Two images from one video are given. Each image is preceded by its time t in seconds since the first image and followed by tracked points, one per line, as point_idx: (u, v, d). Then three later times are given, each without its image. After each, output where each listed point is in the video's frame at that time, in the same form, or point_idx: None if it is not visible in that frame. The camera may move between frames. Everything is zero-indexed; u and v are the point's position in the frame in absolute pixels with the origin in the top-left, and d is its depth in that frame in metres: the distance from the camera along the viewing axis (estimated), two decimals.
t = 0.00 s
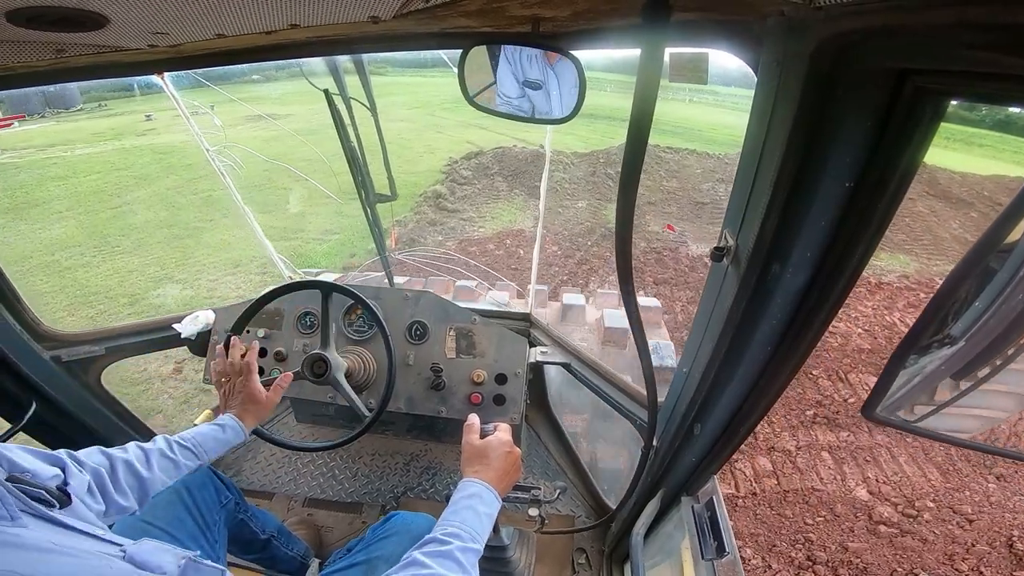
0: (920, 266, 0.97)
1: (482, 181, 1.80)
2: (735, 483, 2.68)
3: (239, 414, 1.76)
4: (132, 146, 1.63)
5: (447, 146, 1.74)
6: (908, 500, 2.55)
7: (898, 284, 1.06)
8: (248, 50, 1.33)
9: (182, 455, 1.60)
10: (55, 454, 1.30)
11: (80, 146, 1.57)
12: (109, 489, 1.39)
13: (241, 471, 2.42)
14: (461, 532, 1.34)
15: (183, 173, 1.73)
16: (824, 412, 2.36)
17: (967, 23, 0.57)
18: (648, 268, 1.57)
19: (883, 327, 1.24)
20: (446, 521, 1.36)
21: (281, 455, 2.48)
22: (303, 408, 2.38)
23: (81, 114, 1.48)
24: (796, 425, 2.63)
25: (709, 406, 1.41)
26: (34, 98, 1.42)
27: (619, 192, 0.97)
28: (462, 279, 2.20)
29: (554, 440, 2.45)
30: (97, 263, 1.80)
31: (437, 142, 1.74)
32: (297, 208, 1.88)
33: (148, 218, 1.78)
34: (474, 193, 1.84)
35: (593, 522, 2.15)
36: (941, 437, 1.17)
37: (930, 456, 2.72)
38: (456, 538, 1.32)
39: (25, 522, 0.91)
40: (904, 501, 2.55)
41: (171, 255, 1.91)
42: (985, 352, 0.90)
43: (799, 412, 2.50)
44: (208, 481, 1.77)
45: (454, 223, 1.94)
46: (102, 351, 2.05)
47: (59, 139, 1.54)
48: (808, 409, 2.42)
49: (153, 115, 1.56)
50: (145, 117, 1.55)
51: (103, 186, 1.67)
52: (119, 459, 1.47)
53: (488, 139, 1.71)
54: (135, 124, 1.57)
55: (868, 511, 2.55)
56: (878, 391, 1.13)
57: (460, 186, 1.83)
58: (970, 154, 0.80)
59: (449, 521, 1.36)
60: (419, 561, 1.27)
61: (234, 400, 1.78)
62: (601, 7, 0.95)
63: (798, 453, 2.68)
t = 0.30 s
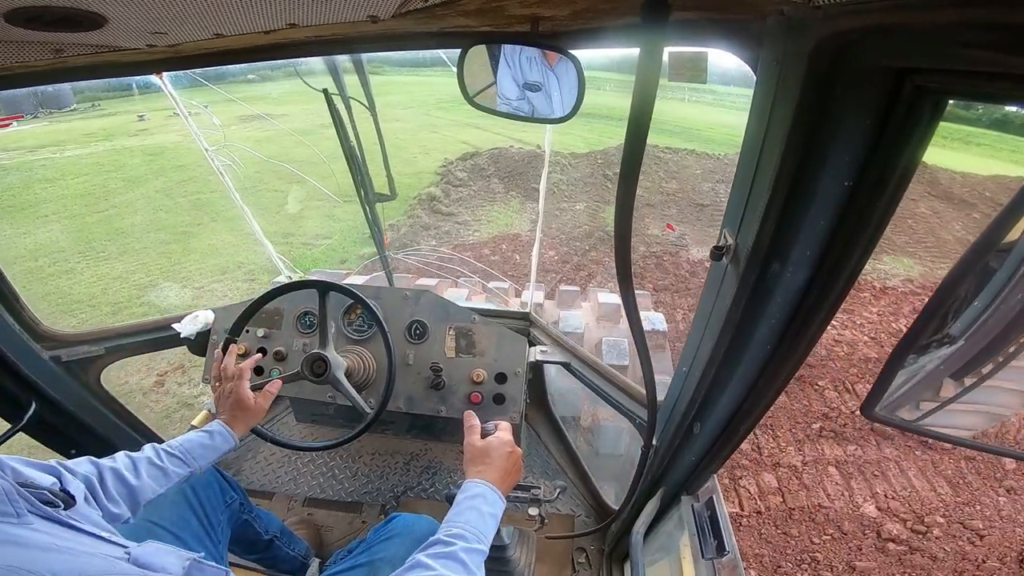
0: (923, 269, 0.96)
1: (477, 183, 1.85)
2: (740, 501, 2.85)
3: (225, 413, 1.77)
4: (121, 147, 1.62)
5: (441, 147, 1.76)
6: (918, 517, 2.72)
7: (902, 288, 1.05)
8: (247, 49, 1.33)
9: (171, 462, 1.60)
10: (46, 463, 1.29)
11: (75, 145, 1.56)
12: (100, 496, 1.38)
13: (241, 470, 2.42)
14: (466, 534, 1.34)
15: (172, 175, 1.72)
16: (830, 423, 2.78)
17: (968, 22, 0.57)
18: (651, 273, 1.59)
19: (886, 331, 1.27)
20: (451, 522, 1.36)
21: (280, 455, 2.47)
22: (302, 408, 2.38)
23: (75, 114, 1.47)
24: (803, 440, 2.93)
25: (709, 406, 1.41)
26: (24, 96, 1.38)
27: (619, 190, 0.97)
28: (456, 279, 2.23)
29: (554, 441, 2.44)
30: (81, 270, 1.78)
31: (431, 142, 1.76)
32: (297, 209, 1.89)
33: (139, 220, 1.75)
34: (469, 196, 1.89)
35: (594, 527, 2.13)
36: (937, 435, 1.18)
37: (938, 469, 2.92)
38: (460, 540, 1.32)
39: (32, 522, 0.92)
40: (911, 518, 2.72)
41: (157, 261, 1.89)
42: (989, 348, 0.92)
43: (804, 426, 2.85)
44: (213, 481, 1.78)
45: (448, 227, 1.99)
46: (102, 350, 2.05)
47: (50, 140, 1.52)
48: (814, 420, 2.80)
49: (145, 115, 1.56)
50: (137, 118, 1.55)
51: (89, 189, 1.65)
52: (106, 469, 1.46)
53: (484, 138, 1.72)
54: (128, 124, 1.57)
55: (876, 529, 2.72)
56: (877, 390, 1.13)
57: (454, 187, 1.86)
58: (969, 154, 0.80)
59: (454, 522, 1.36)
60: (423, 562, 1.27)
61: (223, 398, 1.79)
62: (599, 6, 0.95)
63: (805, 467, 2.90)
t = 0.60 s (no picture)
0: (929, 272, 0.97)
1: (474, 185, 1.86)
2: (744, 518, 2.75)
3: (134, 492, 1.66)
4: (114, 148, 1.59)
5: (438, 148, 1.80)
6: (927, 531, 2.60)
7: (908, 293, 1.07)
8: (246, 49, 1.33)
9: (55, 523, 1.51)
10: None
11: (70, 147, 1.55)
12: None
13: (239, 470, 2.42)
14: (464, 530, 1.34)
15: (164, 176, 1.70)
16: (837, 436, 2.90)
17: (967, 22, 0.57)
18: (653, 280, 1.62)
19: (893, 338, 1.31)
20: (450, 519, 1.36)
21: (279, 455, 2.47)
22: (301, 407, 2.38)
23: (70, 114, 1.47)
24: (809, 454, 2.92)
25: (708, 405, 1.42)
26: (21, 96, 1.40)
27: (618, 190, 0.97)
28: (456, 276, 2.24)
29: (553, 440, 2.43)
30: (67, 277, 1.78)
31: (428, 143, 1.79)
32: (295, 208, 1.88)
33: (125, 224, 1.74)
34: (465, 199, 1.90)
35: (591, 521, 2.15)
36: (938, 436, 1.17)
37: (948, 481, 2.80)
38: (459, 537, 1.32)
39: (50, 526, 0.98)
40: (921, 534, 2.60)
41: (146, 267, 1.87)
42: (983, 351, 0.92)
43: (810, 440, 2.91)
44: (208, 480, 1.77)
45: (443, 231, 2.02)
46: (100, 350, 2.03)
47: (41, 141, 1.49)
48: (821, 432, 2.88)
49: (140, 114, 1.55)
50: (131, 118, 1.55)
51: (77, 191, 1.61)
52: None
53: (478, 142, 1.78)
54: (121, 125, 1.55)
55: (885, 544, 2.57)
56: (875, 389, 1.13)
57: (450, 190, 1.90)
58: (968, 153, 0.81)
59: (453, 519, 1.36)
60: (423, 561, 1.27)
61: (141, 475, 1.69)
62: (598, 6, 0.95)
63: (812, 482, 2.84)
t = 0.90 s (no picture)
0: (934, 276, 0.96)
1: (472, 188, 1.92)
2: (749, 536, 2.67)
3: (117, 525, 1.58)
4: (106, 151, 1.62)
5: (435, 149, 1.81)
6: (935, 546, 2.56)
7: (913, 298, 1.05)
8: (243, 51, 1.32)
9: None
10: None
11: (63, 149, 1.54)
12: None
13: (239, 470, 2.42)
14: (465, 531, 1.34)
15: (156, 178, 1.72)
16: (844, 449, 2.92)
17: (963, 21, 0.58)
18: (653, 284, 1.65)
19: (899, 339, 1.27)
20: (450, 520, 1.36)
21: (278, 455, 2.47)
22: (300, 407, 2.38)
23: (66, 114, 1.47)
24: (814, 467, 2.90)
25: (707, 404, 1.42)
26: (16, 97, 1.38)
27: (616, 190, 0.97)
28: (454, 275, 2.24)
29: (553, 440, 2.43)
30: (54, 282, 1.76)
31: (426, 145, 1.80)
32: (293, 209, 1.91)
33: (114, 228, 1.72)
34: (462, 202, 1.95)
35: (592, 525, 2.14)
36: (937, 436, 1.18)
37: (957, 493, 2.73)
38: (460, 537, 1.32)
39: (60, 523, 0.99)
40: (930, 550, 2.55)
41: (134, 272, 1.87)
42: (982, 348, 0.92)
43: (817, 452, 2.91)
44: (204, 481, 1.78)
45: (440, 235, 2.06)
46: (99, 350, 2.03)
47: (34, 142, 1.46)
48: (828, 445, 2.92)
49: (135, 116, 1.57)
50: (127, 118, 1.57)
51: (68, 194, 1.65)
52: None
53: (476, 142, 1.80)
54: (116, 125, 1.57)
55: (893, 560, 2.53)
56: (873, 388, 1.13)
57: (446, 193, 1.94)
58: (966, 154, 0.81)
59: (454, 520, 1.36)
60: (425, 563, 1.27)
61: (124, 508, 1.60)
62: (597, 6, 0.95)
63: (818, 497, 2.81)
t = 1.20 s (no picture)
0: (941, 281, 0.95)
1: (471, 191, 1.90)
2: (755, 556, 2.64)
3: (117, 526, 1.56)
4: (101, 152, 1.62)
5: (434, 150, 1.83)
6: (947, 562, 2.52)
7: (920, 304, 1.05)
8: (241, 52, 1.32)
9: None
10: None
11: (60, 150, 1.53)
12: None
13: (238, 472, 2.42)
14: (463, 532, 1.34)
15: (150, 181, 1.73)
16: (854, 463, 2.90)
17: (960, 21, 0.58)
18: (658, 294, 1.59)
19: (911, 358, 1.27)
20: (450, 521, 1.36)
21: (278, 457, 2.47)
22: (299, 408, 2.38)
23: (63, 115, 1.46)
24: (823, 484, 2.87)
25: (706, 404, 1.42)
26: (14, 97, 1.37)
27: (615, 191, 0.97)
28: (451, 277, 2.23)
29: (553, 440, 2.43)
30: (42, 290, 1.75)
31: (424, 146, 1.82)
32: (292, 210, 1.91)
33: (105, 234, 1.72)
34: (460, 206, 1.93)
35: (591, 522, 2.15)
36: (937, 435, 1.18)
37: (970, 507, 2.70)
38: (460, 539, 1.32)
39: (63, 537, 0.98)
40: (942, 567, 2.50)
41: (124, 279, 1.90)
42: (982, 346, 0.93)
43: (826, 468, 2.90)
44: (206, 481, 1.78)
45: (438, 241, 2.05)
46: (98, 352, 2.02)
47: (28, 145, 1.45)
48: (837, 459, 2.91)
49: (132, 117, 1.59)
50: (125, 119, 1.59)
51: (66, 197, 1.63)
52: None
53: (477, 143, 1.80)
54: (112, 127, 1.59)
55: None
56: (872, 388, 1.13)
57: (444, 197, 1.93)
58: (967, 155, 0.81)
59: (453, 521, 1.36)
60: (424, 564, 1.27)
61: (125, 508, 1.58)
62: (596, 6, 0.95)
63: (827, 514, 2.77)
